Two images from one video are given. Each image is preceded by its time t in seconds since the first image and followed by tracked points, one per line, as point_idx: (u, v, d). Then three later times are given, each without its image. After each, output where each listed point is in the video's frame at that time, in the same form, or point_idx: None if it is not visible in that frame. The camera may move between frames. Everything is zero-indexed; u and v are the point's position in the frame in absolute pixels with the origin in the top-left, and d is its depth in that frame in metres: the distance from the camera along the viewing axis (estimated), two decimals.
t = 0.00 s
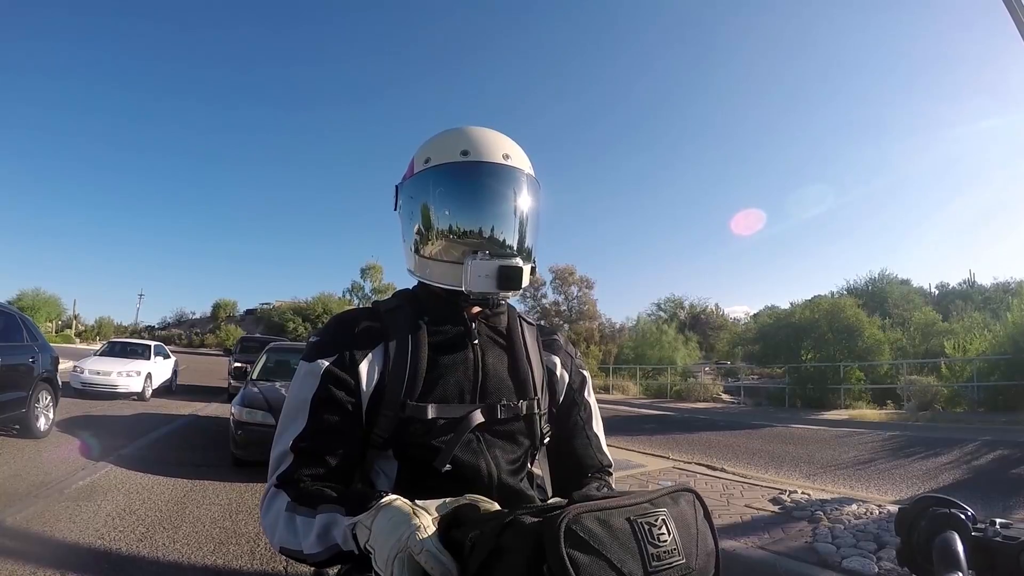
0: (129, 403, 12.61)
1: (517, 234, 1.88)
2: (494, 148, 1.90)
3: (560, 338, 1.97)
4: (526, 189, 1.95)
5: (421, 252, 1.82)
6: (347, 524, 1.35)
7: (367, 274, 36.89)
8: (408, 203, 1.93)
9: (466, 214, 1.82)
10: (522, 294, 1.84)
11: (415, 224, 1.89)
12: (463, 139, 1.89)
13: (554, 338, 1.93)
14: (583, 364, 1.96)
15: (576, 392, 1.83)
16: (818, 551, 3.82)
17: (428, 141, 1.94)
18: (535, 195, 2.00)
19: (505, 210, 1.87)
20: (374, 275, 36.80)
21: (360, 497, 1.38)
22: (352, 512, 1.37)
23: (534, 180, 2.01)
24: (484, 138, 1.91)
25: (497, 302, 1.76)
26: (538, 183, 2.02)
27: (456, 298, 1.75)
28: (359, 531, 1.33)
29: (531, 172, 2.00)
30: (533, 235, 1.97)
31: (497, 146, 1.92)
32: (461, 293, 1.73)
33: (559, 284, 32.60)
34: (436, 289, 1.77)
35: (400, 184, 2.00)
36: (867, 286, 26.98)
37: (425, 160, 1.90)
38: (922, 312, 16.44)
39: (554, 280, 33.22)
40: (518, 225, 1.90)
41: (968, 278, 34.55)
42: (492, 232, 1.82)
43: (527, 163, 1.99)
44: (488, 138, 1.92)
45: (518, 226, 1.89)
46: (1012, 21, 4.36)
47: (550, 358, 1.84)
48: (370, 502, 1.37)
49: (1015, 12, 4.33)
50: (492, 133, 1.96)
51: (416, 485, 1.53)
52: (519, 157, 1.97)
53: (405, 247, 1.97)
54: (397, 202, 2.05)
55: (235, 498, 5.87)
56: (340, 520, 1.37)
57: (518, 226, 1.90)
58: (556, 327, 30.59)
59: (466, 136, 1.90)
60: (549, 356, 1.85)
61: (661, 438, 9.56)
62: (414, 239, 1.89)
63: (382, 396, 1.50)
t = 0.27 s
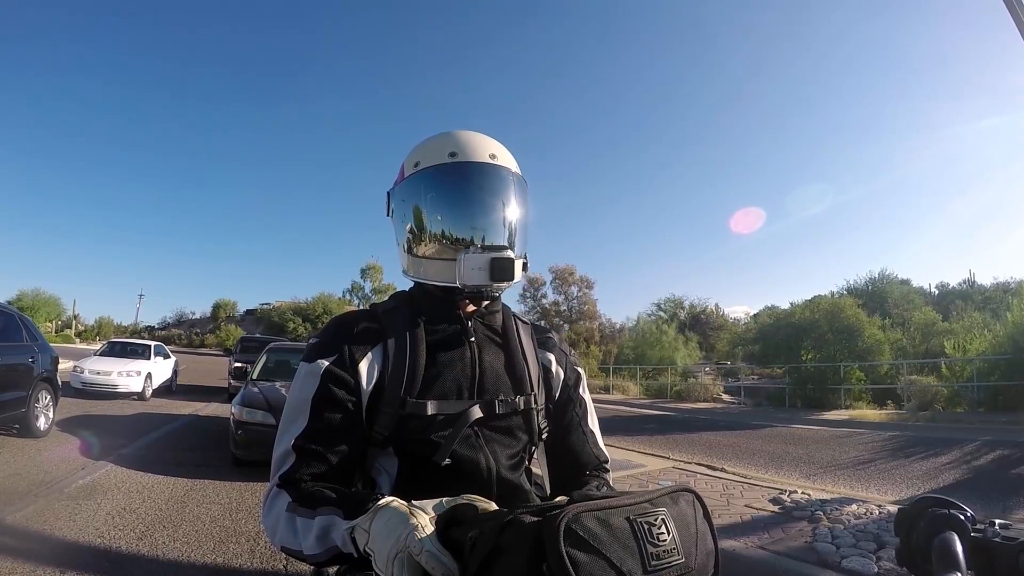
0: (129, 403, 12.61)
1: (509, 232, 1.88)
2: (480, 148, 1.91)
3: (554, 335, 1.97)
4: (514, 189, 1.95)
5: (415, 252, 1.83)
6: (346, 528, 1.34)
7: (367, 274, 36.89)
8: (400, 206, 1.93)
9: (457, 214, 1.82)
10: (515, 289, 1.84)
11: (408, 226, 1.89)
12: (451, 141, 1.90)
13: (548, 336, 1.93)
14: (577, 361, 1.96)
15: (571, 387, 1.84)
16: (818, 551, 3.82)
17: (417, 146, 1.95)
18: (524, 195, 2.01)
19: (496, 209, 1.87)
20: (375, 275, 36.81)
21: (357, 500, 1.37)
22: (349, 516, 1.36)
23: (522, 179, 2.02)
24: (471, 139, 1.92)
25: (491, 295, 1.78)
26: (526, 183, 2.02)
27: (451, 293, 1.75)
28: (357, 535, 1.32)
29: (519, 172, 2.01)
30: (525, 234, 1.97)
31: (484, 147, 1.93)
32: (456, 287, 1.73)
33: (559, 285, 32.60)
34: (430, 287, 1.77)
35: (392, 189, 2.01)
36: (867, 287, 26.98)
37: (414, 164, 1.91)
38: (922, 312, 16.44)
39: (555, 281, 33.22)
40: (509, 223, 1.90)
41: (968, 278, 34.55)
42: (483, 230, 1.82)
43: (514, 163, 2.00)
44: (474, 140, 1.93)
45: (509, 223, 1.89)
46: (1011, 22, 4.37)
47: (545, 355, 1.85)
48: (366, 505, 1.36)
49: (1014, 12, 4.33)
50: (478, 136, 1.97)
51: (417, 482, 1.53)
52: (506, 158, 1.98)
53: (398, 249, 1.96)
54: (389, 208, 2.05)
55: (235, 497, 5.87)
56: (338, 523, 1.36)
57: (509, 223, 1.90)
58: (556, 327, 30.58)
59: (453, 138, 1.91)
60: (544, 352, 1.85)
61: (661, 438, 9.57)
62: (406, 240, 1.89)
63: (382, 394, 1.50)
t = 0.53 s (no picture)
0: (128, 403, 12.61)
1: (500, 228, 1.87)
2: (465, 149, 1.92)
3: (547, 337, 1.97)
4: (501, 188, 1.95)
5: (407, 252, 1.83)
6: (346, 526, 1.35)
7: (367, 274, 36.90)
8: (392, 211, 1.94)
9: (447, 212, 1.81)
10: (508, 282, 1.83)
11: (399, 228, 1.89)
12: (436, 145, 1.91)
13: (541, 337, 1.93)
14: (570, 361, 1.96)
15: (565, 386, 1.84)
16: (818, 551, 3.82)
17: (404, 152, 1.96)
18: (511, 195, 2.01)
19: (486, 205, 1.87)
20: (375, 275, 36.82)
21: (356, 498, 1.38)
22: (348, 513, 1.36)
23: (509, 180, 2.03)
24: (455, 143, 1.94)
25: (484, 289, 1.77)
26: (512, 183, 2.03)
27: (445, 291, 1.75)
28: (355, 533, 1.33)
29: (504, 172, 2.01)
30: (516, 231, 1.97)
31: (469, 149, 1.94)
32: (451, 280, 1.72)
33: (559, 285, 32.62)
34: (424, 286, 1.77)
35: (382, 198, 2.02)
36: (867, 287, 26.99)
37: (403, 169, 1.92)
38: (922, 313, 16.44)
39: (555, 281, 33.23)
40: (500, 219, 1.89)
41: (968, 279, 34.56)
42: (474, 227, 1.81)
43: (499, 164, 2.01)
44: (459, 143, 1.94)
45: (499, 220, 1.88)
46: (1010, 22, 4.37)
47: (538, 354, 1.85)
48: (365, 503, 1.36)
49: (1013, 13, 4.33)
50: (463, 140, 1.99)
51: (415, 478, 1.53)
52: (491, 158, 1.99)
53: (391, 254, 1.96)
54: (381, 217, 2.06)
55: (235, 497, 5.87)
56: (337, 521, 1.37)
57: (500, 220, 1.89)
58: (556, 327, 30.59)
59: (439, 142, 1.93)
60: (537, 352, 1.86)
61: (661, 438, 9.57)
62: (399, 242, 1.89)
63: (379, 390, 1.51)
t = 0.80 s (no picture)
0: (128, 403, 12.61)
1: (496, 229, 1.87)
2: (460, 152, 1.91)
3: (546, 335, 1.98)
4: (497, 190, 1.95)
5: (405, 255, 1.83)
6: (346, 526, 1.35)
7: (367, 274, 36.90)
8: (389, 215, 1.93)
9: (443, 215, 1.81)
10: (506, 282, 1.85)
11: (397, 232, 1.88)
12: (432, 149, 1.91)
13: (540, 334, 1.94)
14: (570, 359, 1.97)
15: (565, 383, 1.84)
16: (818, 551, 3.82)
17: (401, 158, 1.96)
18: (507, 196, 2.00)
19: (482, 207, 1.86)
20: (375, 275, 36.82)
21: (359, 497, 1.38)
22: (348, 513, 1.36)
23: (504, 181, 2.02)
24: (451, 146, 1.93)
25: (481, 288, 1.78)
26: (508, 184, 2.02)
27: (443, 292, 1.75)
28: (354, 534, 1.33)
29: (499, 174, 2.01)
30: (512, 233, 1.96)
31: (464, 152, 1.94)
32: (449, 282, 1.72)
33: (558, 285, 32.63)
34: (423, 288, 1.77)
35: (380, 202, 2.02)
36: (867, 287, 26.99)
37: (399, 174, 1.92)
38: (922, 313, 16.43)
39: (554, 281, 33.23)
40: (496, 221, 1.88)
41: (967, 279, 34.57)
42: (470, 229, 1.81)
43: (494, 166, 2.01)
44: (454, 146, 1.94)
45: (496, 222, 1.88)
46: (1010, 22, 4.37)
47: (538, 351, 1.86)
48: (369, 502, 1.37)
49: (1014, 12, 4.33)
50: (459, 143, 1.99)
51: (417, 475, 1.53)
52: (486, 160, 1.98)
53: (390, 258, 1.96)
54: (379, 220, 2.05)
55: (235, 497, 5.87)
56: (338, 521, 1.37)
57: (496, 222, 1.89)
58: (556, 327, 30.60)
59: (434, 147, 1.93)
60: (537, 350, 1.86)
61: (661, 437, 9.58)
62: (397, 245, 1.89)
63: (381, 388, 1.51)
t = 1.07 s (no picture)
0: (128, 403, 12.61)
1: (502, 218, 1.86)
2: (465, 141, 1.92)
3: (553, 335, 1.96)
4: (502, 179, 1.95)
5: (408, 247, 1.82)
6: (343, 528, 1.34)
7: (366, 274, 36.89)
8: (392, 206, 1.92)
9: (449, 204, 1.80)
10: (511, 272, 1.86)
11: (400, 224, 1.87)
12: (435, 139, 1.92)
13: (547, 335, 1.92)
14: (577, 361, 1.95)
15: (571, 387, 1.81)
16: (818, 549, 3.82)
17: (403, 148, 1.97)
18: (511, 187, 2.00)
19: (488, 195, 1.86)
20: (374, 274, 36.81)
21: (353, 499, 1.37)
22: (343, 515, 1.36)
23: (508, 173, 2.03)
24: (454, 136, 1.94)
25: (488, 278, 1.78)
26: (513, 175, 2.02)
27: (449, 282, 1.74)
28: (353, 536, 1.33)
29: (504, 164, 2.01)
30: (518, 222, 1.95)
31: (468, 142, 1.95)
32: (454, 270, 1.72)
33: (558, 284, 32.61)
34: (425, 282, 1.77)
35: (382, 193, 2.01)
36: (866, 285, 26.97)
37: (402, 164, 1.92)
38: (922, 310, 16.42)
39: (554, 280, 33.22)
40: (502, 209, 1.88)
41: (967, 276, 34.58)
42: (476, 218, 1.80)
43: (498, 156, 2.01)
44: (458, 136, 1.95)
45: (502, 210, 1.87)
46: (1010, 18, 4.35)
47: (543, 354, 1.83)
48: (364, 504, 1.36)
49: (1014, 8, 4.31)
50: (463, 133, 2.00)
51: (411, 479, 1.53)
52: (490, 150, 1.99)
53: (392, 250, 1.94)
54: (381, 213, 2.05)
55: (235, 497, 5.87)
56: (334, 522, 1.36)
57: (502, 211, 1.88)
58: (556, 326, 30.60)
59: (437, 137, 1.93)
60: (542, 352, 1.84)
61: (661, 436, 9.58)
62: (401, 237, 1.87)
63: (376, 390, 1.50)
